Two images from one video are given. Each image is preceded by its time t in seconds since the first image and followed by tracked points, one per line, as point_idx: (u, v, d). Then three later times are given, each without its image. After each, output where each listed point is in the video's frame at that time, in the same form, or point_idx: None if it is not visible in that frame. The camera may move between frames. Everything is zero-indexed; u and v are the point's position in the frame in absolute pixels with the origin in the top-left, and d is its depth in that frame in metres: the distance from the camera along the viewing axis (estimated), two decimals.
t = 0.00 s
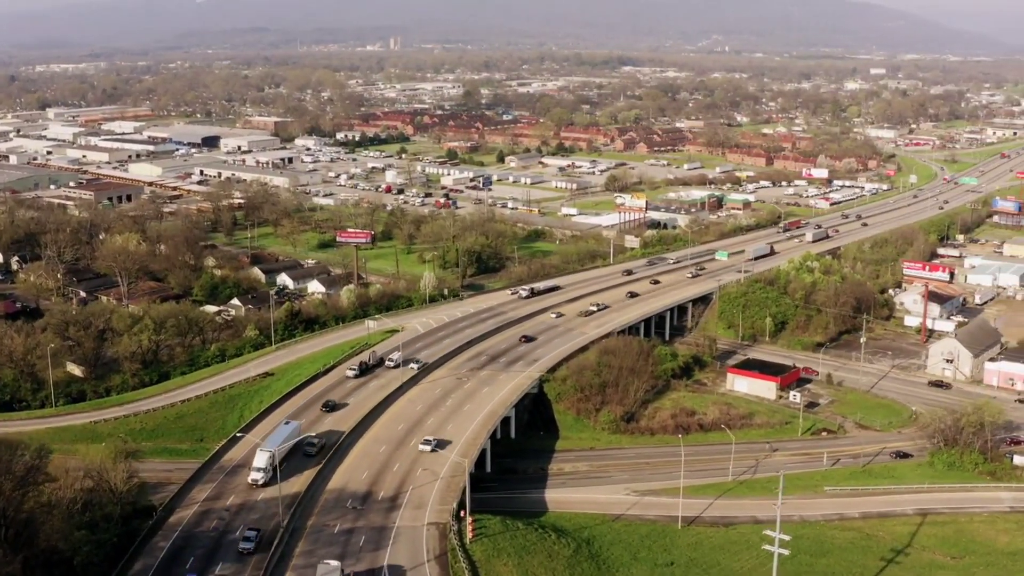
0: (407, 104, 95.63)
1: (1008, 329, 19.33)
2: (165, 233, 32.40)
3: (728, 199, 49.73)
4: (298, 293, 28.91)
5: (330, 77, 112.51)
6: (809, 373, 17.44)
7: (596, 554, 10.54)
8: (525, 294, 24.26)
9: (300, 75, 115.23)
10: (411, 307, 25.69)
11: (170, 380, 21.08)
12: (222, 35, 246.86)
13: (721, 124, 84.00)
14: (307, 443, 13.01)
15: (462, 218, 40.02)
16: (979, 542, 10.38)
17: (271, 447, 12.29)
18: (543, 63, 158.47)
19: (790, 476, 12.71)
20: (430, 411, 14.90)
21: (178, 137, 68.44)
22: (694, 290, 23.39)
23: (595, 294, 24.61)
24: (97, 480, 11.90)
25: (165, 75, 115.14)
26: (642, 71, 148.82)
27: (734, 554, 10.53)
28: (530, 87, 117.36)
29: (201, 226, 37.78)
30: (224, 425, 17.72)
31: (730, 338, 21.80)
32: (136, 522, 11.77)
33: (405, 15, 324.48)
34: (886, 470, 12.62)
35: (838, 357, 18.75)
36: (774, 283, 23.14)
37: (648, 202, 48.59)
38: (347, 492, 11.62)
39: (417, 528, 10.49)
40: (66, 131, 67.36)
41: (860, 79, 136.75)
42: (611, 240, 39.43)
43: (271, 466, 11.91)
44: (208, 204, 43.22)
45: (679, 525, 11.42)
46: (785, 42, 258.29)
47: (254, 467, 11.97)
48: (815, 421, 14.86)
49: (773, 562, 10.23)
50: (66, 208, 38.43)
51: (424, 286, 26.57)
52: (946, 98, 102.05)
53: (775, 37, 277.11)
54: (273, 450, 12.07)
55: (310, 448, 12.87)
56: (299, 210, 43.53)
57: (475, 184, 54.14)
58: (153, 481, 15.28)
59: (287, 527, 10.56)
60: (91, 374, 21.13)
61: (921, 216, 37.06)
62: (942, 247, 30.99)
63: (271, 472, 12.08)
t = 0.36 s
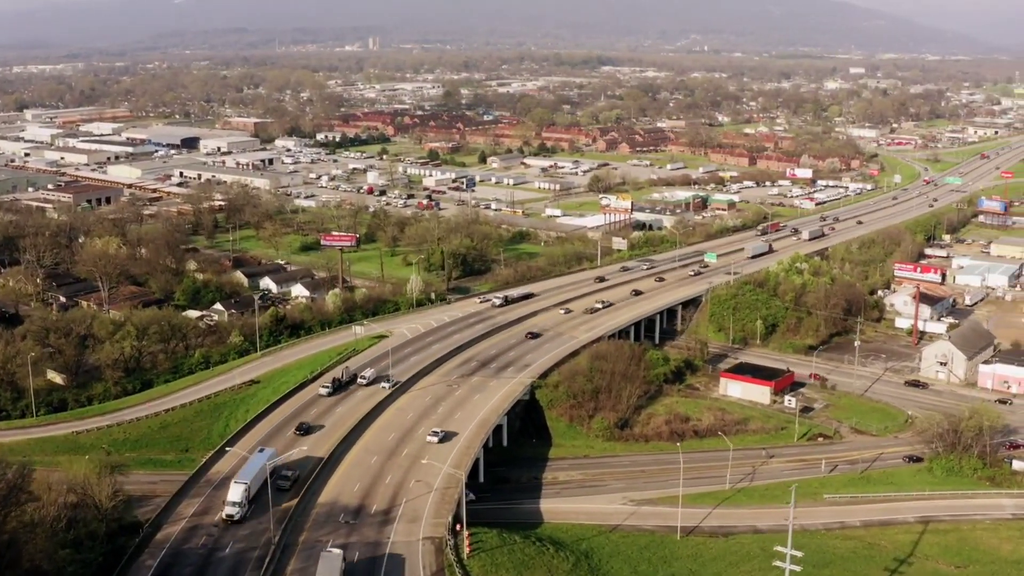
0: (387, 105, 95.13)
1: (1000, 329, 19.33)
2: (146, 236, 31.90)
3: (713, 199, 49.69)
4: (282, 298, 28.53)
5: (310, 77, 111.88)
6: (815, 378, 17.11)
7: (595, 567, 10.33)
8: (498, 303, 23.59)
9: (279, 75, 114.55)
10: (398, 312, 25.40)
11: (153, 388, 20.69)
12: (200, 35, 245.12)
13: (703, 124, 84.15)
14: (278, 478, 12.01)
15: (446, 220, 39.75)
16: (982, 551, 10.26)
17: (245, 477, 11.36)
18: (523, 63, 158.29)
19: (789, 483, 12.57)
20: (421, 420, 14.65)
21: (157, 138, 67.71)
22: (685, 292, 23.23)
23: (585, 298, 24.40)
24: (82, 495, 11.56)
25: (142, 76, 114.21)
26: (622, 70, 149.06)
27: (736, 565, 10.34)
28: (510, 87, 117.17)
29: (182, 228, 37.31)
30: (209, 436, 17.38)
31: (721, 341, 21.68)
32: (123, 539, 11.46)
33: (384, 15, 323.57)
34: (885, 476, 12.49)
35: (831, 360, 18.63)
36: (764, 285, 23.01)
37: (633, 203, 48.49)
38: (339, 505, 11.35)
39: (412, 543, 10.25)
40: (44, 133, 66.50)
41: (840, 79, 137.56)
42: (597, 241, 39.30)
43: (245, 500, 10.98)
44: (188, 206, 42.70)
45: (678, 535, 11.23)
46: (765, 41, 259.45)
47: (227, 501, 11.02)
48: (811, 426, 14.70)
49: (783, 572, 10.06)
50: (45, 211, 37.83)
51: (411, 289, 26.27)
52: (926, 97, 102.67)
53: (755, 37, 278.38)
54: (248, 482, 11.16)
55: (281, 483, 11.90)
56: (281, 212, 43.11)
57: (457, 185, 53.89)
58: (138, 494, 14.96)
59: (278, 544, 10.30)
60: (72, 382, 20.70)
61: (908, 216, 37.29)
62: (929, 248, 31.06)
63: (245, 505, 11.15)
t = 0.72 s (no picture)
0: (368, 105, 94.63)
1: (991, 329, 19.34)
2: (127, 240, 31.41)
3: (698, 200, 49.64)
4: (266, 302, 28.15)
5: (289, 78, 111.19)
6: (824, 386, 16.77)
7: None
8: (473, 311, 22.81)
9: (259, 76, 113.78)
10: (385, 316, 25.10)
11: (136, 397, 20.30)
12: (178, 36, 243.22)
13: (685, 124, 84.25)
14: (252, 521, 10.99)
15: (431, 222, 39.47)
16: (986, 560, 10.15)
17: (221, 515, 10.54)
18: (503, 63, 158.03)
19: (786, 491, 12.42)
20: (412, 428, 14.40)
21: (135, 140, 66.98)
22: (674, 295, 23.12)
23: (574, 301, 24.23)
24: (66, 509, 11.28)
25: (120, 77, 112.98)
26: (602, 70, 149.25)
27: None
28: (490, 87, 116.89)
29: (163, 231, 36.82)
30: (194, 447, 17.05)
31: (712, 345, 21.54)
32: (110, 558, 11.17)
33: (364, 15, 322.57)
34: (884, 482, 12.37)
35: (824, 364, 18.52)
36: (754, 287, 22.89)
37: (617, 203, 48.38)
38: (332, 519, 11.10)
39: (409, 559, 10.02)
40: (21, 134, 65.62)
41: (821, 78, 138.28)
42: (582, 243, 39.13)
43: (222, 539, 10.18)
44: (169, 208, 42.15)
45: (678, 546, 11.03)
46: (744, 41, 260.56)
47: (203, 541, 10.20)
48: (807, 432, 14.54)
49: None
50: (22, 214, 37.23)
51: (398, 293, 25.97)
52: (906, 96, 103.22)
53: (735, 36, 279.42)
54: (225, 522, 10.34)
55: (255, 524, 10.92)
56: (263, 215, 42.67)
57: (440, 186, 53.63)
58: (122, 508, 14.62)
59: (271, 561, 10.08)
60: (54, 391, 20.28)
61: (895, 215, 37.54)
62: (916, 248, 31.11)
63: (221, 544, 10.33)
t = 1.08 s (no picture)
0: (350, 106, 94.16)
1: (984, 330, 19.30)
2: (109, 243, 30.96)
3: (684, 200, 49.57)
4: (252, 306, 27.80)
5: (271, 78, 110.58)
6: (831, 392, 16.49)
7: None
8: (449, 320, 22.04)
9: (241, 76, 113.13)
10: (374, 320, 24.83)
11: (122, 404, 19.97)
12: (159, 36, 241.71)
13: (669, 123, 84.28)
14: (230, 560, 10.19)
15: (418, 223, 39.18)
16: (990, 568, 10.02)
17: (197, 553, 10.02)
18: (485, 63, 157.76)
19: (784, 498, 12.28)
20: (404, 436, 14.17)
21: (117, 141, 66.36)
22: (665, 298, 22.97)
23: (564, 304, 24.06)
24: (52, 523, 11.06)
25: (101, 78, 112.04)
26: (585, 70, 149.27)
27: None
28: (473, 87, 116.61)
29: (146, 233, 36.40)
30: (181, 456, 16.75)
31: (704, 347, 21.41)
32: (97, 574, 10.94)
33: (346, 15, 321.46)
34: (883, 489, 12.25)
35: (819, 367, 18.43)
36: (746, 288, 22.78)
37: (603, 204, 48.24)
38: (325, 532, 10.88)
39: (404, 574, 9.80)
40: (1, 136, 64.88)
41: (803, 77, 138.79)
42: (570, 245, 38.93)
43: None
44: (151, 210, 41.69)
45: (678, 555, 10.84)
46: (726, 41, 261.52)
47: None
48: (804, 437, 14.41)
49: None
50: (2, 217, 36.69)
51: (387, 297, 25.68)
52: (890, 95, 103.62)
53: (718, 36, 280.16)
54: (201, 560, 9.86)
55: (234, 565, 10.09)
56: (247, 216, 42.28)
57: (425, 187, 53.38)
58: (108, 521, 14.33)
59: None
60: (37, 398, 19.91)
61: (884, 215, 37.73)
62: (905, 248, 31.15)
63: None
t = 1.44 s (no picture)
0: (331, 106, 93.58)
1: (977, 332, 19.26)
2: (90, 246, 30.45)
3: (669, 200, 49.47)
4: (236, 310, 27.41)
5: (250, 78, 109.86)
6: (838, 399, 16.22)
7: None
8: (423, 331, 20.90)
9: (220, 76, 112.30)
10: (361, 325, 24.52)
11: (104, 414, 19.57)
12: (137, 36, 239.91)
13: (651, 123, 84.31)
14: None
15: (402, 225, 38.84)
16: None
17: None
18: (465, 63, 157.44)
19: (783, 506, 12.13)
20: (396, 446, 13.91)
21: (95, 142, 65.65)
22: (655, 300, 22.79)
23: (553, 308, 23.86)
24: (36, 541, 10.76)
25: (77, 79, 110.94)
26: (565, 69, 149.38)
27: None
28: (453, 87, 116.30)
29: (126, 236, 35.88)
30: (166, 467, 16.38)
31: (695, 351, 21.27)
32: None
33: (326, 15, 320.19)
34: (883, 496, 12.11)
35: (812, 370, 18.33)
36: (736, 290, 22.66)
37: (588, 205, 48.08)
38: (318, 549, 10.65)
39: None
40: None
41: (783, 76, 139.34)
42: (556, 246, 38.75)
43: None
44: (132, 212, 41.17)
45: (679, 568, 10.64)
46: (706, 41, 262.55)
47: None
48: (801, 443, 14.25)
49: None
50: None
51: (373, 301, 25.38)
52: (871, 95, 104.11)
53: (698, 35, 281.06)
54: None
55: None
56: (228, 218, 41.82)
57: (407, 188, 53.05)
58: (93, 536, 13.99)
59: None
60: (17, 408, 19.48)
61: (871, 216, 37.94)
62: (894, 249, 31.25)
63: None
